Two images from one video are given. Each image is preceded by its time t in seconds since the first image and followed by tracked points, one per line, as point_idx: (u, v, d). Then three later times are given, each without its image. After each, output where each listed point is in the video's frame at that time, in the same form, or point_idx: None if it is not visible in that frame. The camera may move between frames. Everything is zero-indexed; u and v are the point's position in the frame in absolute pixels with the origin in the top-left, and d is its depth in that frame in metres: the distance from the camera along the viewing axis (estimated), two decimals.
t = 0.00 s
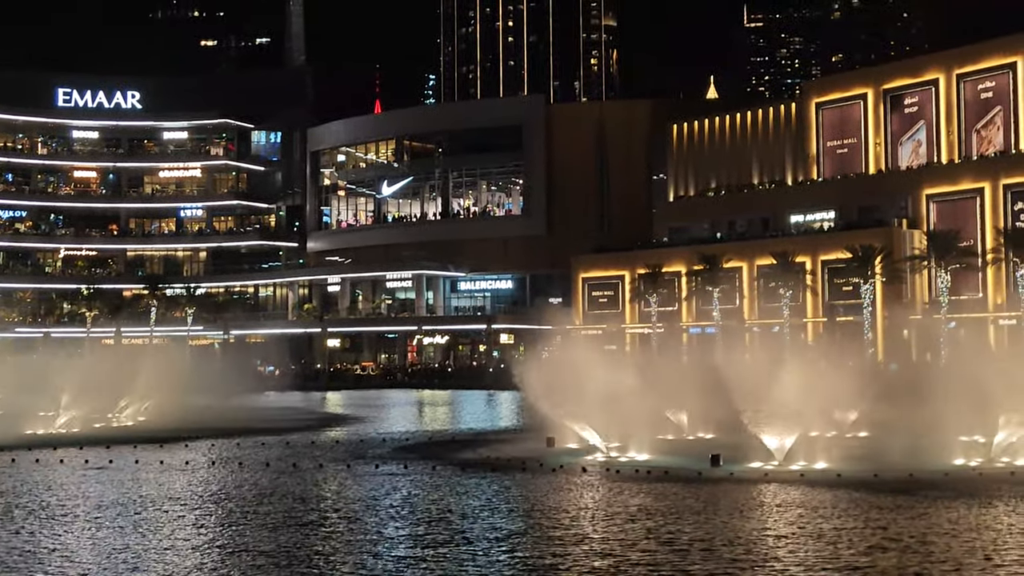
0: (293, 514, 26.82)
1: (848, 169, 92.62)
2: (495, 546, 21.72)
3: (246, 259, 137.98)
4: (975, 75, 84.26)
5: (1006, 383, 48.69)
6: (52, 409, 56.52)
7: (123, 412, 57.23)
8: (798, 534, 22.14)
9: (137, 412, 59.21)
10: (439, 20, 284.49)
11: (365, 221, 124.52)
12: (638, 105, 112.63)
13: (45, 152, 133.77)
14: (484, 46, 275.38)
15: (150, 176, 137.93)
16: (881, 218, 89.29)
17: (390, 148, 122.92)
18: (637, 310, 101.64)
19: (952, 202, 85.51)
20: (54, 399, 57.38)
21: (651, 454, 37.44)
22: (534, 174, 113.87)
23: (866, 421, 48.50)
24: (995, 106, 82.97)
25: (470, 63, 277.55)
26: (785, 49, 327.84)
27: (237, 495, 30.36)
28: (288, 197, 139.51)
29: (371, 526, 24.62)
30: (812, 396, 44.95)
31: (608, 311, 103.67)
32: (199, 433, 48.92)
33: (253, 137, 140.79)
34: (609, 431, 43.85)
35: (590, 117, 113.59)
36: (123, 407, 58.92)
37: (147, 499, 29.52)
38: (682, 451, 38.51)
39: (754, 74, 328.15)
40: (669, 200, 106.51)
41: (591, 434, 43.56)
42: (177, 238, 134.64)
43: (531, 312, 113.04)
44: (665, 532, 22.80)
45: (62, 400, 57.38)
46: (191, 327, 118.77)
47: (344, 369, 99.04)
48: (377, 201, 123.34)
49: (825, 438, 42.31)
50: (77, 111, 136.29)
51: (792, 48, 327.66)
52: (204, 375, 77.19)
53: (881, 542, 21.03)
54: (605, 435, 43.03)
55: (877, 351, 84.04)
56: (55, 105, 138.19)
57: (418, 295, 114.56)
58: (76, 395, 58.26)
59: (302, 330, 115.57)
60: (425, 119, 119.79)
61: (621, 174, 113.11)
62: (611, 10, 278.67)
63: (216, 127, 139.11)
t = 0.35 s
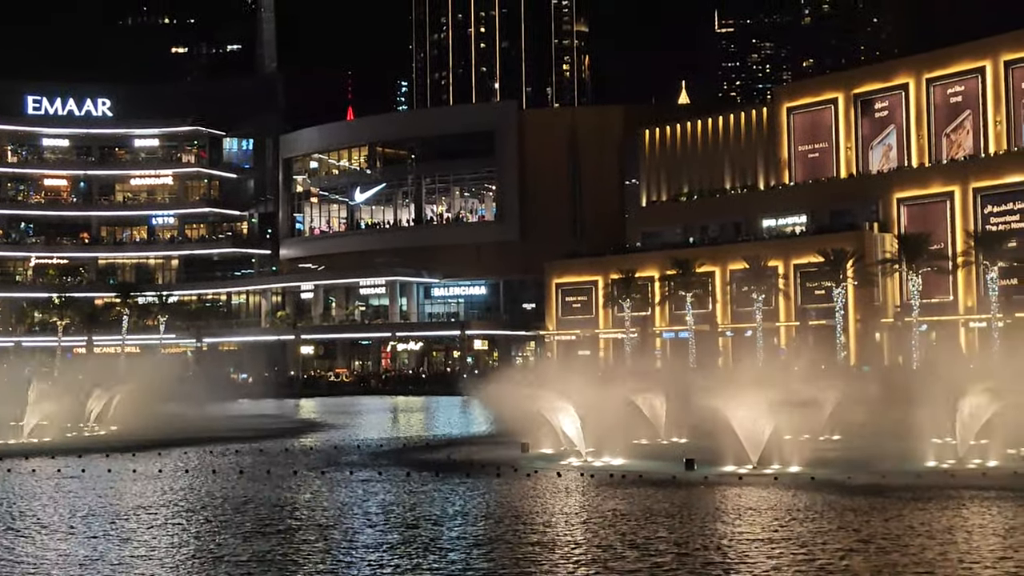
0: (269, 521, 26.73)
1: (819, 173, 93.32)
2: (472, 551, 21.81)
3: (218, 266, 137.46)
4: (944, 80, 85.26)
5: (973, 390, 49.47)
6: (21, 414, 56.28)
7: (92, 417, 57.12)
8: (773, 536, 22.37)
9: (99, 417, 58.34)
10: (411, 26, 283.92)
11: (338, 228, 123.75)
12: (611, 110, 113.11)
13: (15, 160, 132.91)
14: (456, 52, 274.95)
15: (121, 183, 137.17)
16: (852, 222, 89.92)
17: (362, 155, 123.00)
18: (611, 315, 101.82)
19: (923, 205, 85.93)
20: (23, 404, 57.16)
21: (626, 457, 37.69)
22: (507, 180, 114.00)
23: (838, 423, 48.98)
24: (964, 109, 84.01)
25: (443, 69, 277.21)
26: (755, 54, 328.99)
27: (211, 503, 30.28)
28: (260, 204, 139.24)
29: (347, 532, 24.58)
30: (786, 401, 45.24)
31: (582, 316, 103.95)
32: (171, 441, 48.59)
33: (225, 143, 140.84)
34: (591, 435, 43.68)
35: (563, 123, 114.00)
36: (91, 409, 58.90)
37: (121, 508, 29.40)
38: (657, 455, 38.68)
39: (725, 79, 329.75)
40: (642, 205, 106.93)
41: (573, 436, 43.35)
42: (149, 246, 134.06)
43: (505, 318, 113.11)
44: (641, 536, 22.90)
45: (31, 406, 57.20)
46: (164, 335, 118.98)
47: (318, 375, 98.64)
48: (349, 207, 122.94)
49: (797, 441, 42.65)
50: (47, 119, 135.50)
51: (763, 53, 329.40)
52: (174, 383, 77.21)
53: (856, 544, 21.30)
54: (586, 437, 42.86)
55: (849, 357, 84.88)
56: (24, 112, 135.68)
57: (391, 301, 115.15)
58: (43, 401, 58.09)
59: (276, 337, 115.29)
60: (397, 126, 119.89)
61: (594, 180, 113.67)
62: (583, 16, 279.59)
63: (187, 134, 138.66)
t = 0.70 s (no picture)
0: (244, 524, 26.75)
1: (790, 174, 93.99)
2: (449, 553, 21.88)
3: (190, 269, 136.85)
4: (914, 80, 86.07)
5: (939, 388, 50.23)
6: None
7: (64, 425, 56.67)
8: (748, 536, 22.57)
9: (67, 421, 58.12)
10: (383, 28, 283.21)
11: (311, 230, 123.48)
12: (582, 112, 113.92)
13: None
14: (428, 54, 274.61)
15: (92, 186, 136.66)
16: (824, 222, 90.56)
17: (335, 157, 122.68)
18: (584, 316, 102.19)
19: (894, 205, 86.56)
20: None
21: (599, 458, 37.89)
22: (480, 181, 114.13)
23: (809, 422, 49.41)
24: (934, 110, 84.86)
25: (415, 71, 276.73)
26: (726, 54, 330.66)
27: (183, 506, 30.20)
28: (233, 206, 138.35)
29: (322, 535, 24.63)
30: (757, 400, 45.77)
31: (555, 318, 104.32)
32: (139, 445, 48.22)
33: (196, 146, 139.19)
34: (568, 436, 43.99)
35: (535, 125, 114.47)
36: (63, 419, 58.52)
37: (92, 512, 29.28)
38: (631, 455, 39.08)
39: (696, 80, 331.02)
40: (615, 205, 107.29)
41: (551, 437, 43.65)
42: (120, 249, 133.32)
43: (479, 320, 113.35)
44: (615, 536, 23.07)
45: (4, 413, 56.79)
46: (136, 338, 118.08)
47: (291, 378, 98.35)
48: (322, 209, 122.92)
49: (770, 439, 43.06)
50: (17, 121, 134.44)
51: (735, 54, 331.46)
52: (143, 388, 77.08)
53: (831, 543, 21.51)
54: (563, 439, 43.16)
55: (821, 356, 85.23)
56: None
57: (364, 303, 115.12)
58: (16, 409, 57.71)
59: (248, 340, 114.72)
60: (370, 127, 119.83)
61: (566, 182, 114.33)
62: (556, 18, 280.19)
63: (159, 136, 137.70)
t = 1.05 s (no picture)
0: (215, 525, 26.66)
1: (762, 173, 94.60)
2: (423, 553, 21.96)
3: (161, 269, 136.11)
4: (885, 79, 86.80)
5: (915, 388, 50.18)
6: None
7: (35, 425, 56.60)
8: (721, 535, 22.67)
9: (41, 422, 57.72)
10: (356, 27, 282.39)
11: (283, 229, 123.11)
12: (556, 111, 114.08)
13: None
14: (401, 53, 273.36)
15: (63, 186, 135.63)
16: (795, 220, 91.15)
17: (307, 155, 122.30)
18: (557, 314, 102.60)
19: (865, 203, 87.29)
20: None
21: (573, 457, 37.95)
22: (454, 180, 114.25)
23: (781, 419, 49.74)
24: (905, 109, 85.58)
25: (389, 70, 276.19)
26: (699, 54, 332.73)
27: (155, 506, 30.16)
28: (204, 205, 138.38)
29: (293, 535, 24.58)
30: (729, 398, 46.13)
31: (528, 316, 104.57)
32: (111, 445, 48.09)
33: (168, 145, 139.23)
34: (541, 436, 44.01)
35: (509, 124, 114.60)
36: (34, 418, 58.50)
37: (64, 513, 29.20)
38: (604, 453, 39.03)
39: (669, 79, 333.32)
40: (588, 204, 107.55)
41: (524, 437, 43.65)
42: (91, 249, 132.37)
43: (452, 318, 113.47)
44: (589, 536, 23.13)
45: None
46: (108, 338, 117.33)
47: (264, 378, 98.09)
48: (294, 208, 122.49)
49: (741, 438, 43.23)
50: None
51: (707, 53, 333.70)
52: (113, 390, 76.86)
53: (805, 542, 21.54)
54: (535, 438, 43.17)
55: (792, 355, 85.30)
56: None
57: (337, 302, 115.35)
58: None
59: (220, 339, 114.25)
60: (342, 126, 119.56)
61: (540, 181, 114.44)
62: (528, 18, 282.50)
63: (130, 134, 136.70)
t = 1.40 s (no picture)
0: (188, 526, 26.70)
1: (737, 173, 95.08)
2: (398, 553, 22.08)
3: (135, 268, 135.77)
4: (859, 80, 87.47)
5: (890, 388, 50.51)
6: None
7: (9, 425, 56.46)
8: (697, 535, 22.83)
9: (14, 423, 57.45)
10: (331, 26, 281.54)
11: (257, 228, 123.01)
12: (531, 111, 114.25)
13: None
14: (377, 53, 272.69)
15: (36, 185, 134.59)
16: (770, 221, 91.65)
17: (282, 155, 122.14)
18: (533, 314, 102.76)
19: (839, 204, 87.85)
20: None
21: (548, 457, 38.08)
22: (429, 180, 114.21)
23: (756, 418, 50.06)
24: (879, 110, 86.27)
25: (364, 69, 274.80)
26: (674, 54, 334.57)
27: (128, 507, 30.15)
28: (180, 205, 138.64)
29: (267, 535, 24.66)
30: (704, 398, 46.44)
31: (503, 316, 104.82)
32: (84, 446, 47.91)
33: (142, 144, 138.66)
34: (514, 437, 44.04)
35: (484, 124, 114.71)
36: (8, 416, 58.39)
37: (37, 513, 29.15)
38: (577, 454, 39.17)
39: (644, 80, 335.13)
40: (563, 204, 107.77)
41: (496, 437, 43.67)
42: (65, 249, 131.55)
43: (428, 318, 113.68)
44: (564, 536, 23.28)
45: None
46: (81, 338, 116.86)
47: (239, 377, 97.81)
48: (269, 207, 122.23)
49: (717, 438, 43.49)
50: None
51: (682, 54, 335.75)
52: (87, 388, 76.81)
53: (782, 542, 21.69)
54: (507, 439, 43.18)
55: (767, 355, 85.73)
56: None
57: (312, 302, 115.63)
58: None
59: (194, 339, 113.74)
60: (318, 126, 119.47)
61: (515, 181, 114.58)
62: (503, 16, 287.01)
63: (104, 133, 135.68)
